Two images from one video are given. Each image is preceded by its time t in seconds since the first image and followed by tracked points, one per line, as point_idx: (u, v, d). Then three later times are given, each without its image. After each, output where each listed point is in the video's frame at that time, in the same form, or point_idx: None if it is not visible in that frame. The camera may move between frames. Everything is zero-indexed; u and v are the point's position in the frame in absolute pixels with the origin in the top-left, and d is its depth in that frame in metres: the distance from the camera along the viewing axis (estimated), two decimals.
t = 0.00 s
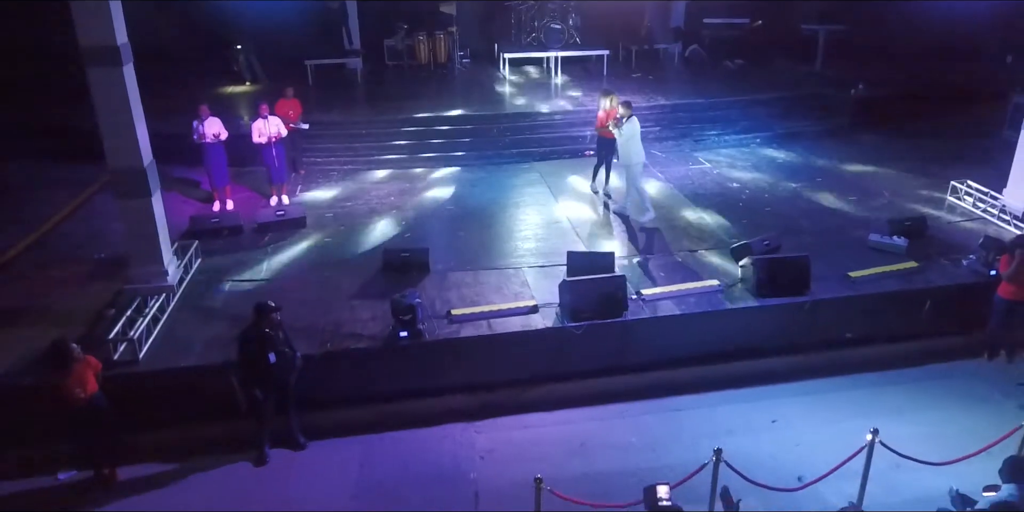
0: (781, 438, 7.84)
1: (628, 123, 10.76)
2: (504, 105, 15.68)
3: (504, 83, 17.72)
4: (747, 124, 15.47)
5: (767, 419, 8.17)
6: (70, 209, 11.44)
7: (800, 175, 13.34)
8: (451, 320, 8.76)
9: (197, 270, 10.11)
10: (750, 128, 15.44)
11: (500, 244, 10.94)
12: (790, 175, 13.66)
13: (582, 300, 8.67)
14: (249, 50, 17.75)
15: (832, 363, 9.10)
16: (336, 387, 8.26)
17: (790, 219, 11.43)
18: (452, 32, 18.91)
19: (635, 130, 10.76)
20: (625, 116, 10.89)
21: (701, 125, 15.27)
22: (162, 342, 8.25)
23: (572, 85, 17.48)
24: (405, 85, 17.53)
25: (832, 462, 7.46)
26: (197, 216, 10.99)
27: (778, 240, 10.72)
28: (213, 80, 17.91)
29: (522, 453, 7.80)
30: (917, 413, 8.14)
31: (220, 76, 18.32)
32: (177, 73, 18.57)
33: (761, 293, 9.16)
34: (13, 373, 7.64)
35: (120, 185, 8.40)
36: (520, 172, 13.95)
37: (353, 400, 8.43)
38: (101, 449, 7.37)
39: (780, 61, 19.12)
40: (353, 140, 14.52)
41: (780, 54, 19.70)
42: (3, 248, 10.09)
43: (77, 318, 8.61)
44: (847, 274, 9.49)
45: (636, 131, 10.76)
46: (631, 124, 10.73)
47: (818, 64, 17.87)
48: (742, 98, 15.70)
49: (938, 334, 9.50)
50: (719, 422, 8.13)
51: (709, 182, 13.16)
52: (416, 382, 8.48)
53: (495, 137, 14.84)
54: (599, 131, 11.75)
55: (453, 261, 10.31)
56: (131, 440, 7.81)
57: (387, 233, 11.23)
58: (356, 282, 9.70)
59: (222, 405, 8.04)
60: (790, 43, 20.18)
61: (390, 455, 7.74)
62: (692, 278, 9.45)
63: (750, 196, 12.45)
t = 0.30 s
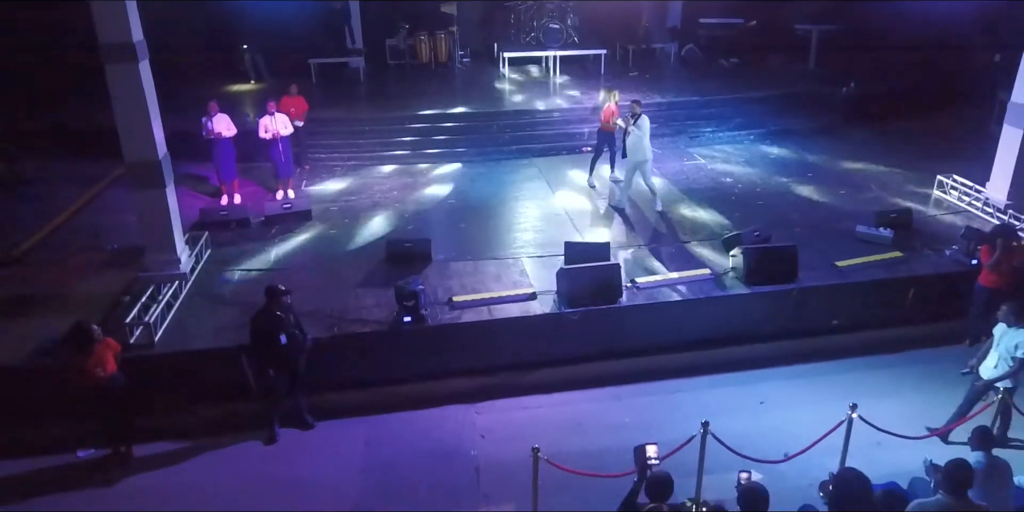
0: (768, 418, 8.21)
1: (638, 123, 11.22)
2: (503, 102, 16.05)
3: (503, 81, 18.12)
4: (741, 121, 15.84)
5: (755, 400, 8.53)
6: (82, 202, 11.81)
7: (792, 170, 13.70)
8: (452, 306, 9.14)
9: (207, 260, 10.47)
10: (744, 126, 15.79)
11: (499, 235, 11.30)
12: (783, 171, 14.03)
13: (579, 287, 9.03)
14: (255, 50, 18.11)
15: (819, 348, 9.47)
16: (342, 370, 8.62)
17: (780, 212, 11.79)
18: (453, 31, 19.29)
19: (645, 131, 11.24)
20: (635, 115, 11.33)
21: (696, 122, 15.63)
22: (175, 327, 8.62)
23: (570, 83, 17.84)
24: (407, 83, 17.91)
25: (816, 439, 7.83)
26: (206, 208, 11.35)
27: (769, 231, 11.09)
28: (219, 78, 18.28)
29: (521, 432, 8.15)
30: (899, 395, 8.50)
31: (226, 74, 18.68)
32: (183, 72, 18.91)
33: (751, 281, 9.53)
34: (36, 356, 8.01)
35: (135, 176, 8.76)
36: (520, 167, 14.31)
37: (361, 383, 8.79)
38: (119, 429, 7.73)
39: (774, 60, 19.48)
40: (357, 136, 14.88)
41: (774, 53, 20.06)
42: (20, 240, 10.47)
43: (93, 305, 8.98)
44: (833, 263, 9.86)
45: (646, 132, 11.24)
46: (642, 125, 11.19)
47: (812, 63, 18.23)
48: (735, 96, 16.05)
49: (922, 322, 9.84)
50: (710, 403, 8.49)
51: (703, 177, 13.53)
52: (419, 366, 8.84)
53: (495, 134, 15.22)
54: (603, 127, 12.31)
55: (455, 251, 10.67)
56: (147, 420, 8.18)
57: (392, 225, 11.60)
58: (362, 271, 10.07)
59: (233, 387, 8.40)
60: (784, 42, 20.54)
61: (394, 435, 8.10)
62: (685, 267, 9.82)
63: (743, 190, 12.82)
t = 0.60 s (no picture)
0: (754, 397, 8.61)
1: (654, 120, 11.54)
2: (503, 99, 16.45)
3: (502, 79, 18.52)
4: (734, 118, 16.24)
5: (743, 381, 8.93)
6: (94, 195, 12.20)
7: (782, 165, 14.11)
8: (453, 291, 9.56)
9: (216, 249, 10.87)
10: (738, 122, 16.19)
11: (498, 226, 11.69)
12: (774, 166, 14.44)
13: (574, 274, 9.44)
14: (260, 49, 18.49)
15: (805, 333, 9.87)
16: (348, 353, 9.02)
17: (770, 204, 12.20)
18: (453, 31, 19.70)
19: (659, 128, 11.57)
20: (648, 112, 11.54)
21: (690, 119, 16.04)
22: (188, 310, 9.02)
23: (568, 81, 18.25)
24: (408, 81, 18.32)
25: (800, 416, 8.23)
26: (215, 200, 11.75)
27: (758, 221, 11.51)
28: (224, 77, 18.67)
29: (519, 410, 8.55)
30: (879, 377, 8.90)
31: (231, 72, 19.07)
32: (189, 70, 19.31)
33: (739, 268, 9.95)
34: (55, 337, 8.39)
35: (150, 166, 9.17)
36: (519, 162, 14.71)
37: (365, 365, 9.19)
38: (135, 406, 8.11)
39: (768, 58, 19.88)
40: (360, 132, 15.28)
41: (768, 52, 20.46)
42: (36, 230, 10.87)
43: (108, 291, 9.36)
44: (819, 252, 10.27)
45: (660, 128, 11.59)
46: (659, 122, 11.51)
47: (805, 62, 18.63)
48: (729, 93, 16.46)
49: (904, 308, 10.24)
50: (700, 383, 8.89)
51: (696, 171, 13.94)
52: (421, 349, 9.24)
53: (495, 130, 15.62)
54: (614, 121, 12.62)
55: (455, 241, 11.06)
56: (161, 399, 8.56)
57: (394, 217, 12.00)
58: (366, 259, 10.48)
59: (244, 368, 8.80)
60: (777, 41, 20.94)
61: (398, 412, 8.49)
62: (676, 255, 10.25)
63: (734, 184, 13.22)
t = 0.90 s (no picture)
0: (740, 376, 9.03)
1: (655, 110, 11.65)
2: (501, 96, 16.88)
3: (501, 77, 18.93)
4: (727, 114, 16.66)
5: (730, 362, 9.35)
6: (105, 187, 12.60)
7: (772, 159, 14.55)
8: (453, 277, 10.04)
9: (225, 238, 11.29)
10: (731, 118, 16.61)
11: (496, 217, 12.10)
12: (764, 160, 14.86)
13: (569, 260, 9.87)
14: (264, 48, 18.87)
15: (791, 317, 10.29)
16: (352, 335, 9.43)
17: (759, 195, 12.62)
18: (453, 30, 20.21)
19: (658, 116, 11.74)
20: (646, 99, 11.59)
21: (684, 115, 16.46)
22: (199, 294, 9.44)
23: (565, 79, 18.70)
24: (408, 78, 18.76)
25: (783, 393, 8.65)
26: (223, 192, 12.16)
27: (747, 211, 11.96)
28: (229, 75, 19.06)
29: (516, 389, 8.96)
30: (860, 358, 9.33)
31: (235, 70, 19.46)
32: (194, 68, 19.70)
33: (727, 256, 10.39)
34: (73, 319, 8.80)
35: (163, 157, 9.58)
36: (516, 157, 15.13)
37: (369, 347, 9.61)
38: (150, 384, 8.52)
39: (761, 57, 20.30)
40: (362, 128, 15.70)
41: (761, 51, 20.86)
42: (50, 221, 11.27)
43: (122, 276, 9.77)
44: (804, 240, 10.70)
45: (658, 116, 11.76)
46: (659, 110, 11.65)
47: (797, 60, 19.04)
48: (722, 90, 16.87)
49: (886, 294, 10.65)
50: (689, 364, 9.31)
51: (689, 164, 14.38)
52: (422, 332, 9.64)
53: (493, 125, 16.03)
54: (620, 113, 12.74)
55: (455, 230, 11.48)
56: (173, 378, 8.98)
57: (396, 207, 12.43)
58: (370, 247, 10.90)
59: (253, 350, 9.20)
60: (770, 40, 21.34)
61: (400, 391, 8.90)
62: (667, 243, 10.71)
63: (725, 176, 13.65)
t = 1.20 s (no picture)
0: (726, 359, 9.41)
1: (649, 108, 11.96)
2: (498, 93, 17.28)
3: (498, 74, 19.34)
4: (719, 110, 17.05)
5: (717, 345, 9.73)
6: (114, 181, 12.99)
7: (762, 154, 14.94)
8: (451, 265, 10.38)
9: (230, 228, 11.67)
10: (723, 114, 17.01)
11: (493, 209, 12.50)
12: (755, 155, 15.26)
13: (562, 249, 10.24)
14: (266, 46, 19.27)
15: (776, 304, 10.68)
16: (355, 320, 9.82)
17: (748, 188, 13.01)
18: (452, 28, 20.61)
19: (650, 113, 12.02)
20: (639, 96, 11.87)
21: (677, 111, 16.86)
22: (207, 281, 9.82)
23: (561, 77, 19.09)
24: (408, 76, 19.14)
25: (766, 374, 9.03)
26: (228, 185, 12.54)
27: (736, 203, 12.33)
28: (232, 72, 19.44)
29: (511, 371, 9.35)
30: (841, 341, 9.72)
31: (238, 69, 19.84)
32: (198, 66, 20.08)
33: (717, 245, 10.72)
34: (87, 304, 9.19)
35: (173, 149, 9.98)
36: (513, 152, 15.53)
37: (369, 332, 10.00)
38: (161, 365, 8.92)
39: (754, 55, 20.68)
40: (363, 124, 16.09)
41: (754, 49, 21.23)
42: (62, 212, 11.66)
43: (133, 264, 10.16)
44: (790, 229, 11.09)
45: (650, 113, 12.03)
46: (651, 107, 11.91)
47: (789, 58, 19.41)
48: (714, 87, 17.25)
49: (869, 282, 11.04)
50: (677, 347, 9.69)
51: (681, 159, 14.78)
52: (421, 317, 10.04)
53: (491, 121, 16.43)
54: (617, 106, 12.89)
55: (453, 221, 11.87)
56: (183, 361, 9.36)
57: (396, 200, 12.81)
58: (371, 237, 11.28)
59: (259, 333, 9.59)
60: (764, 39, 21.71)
61: (400, 372, 9.29)
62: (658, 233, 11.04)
63: (716, 170, 14.05)
